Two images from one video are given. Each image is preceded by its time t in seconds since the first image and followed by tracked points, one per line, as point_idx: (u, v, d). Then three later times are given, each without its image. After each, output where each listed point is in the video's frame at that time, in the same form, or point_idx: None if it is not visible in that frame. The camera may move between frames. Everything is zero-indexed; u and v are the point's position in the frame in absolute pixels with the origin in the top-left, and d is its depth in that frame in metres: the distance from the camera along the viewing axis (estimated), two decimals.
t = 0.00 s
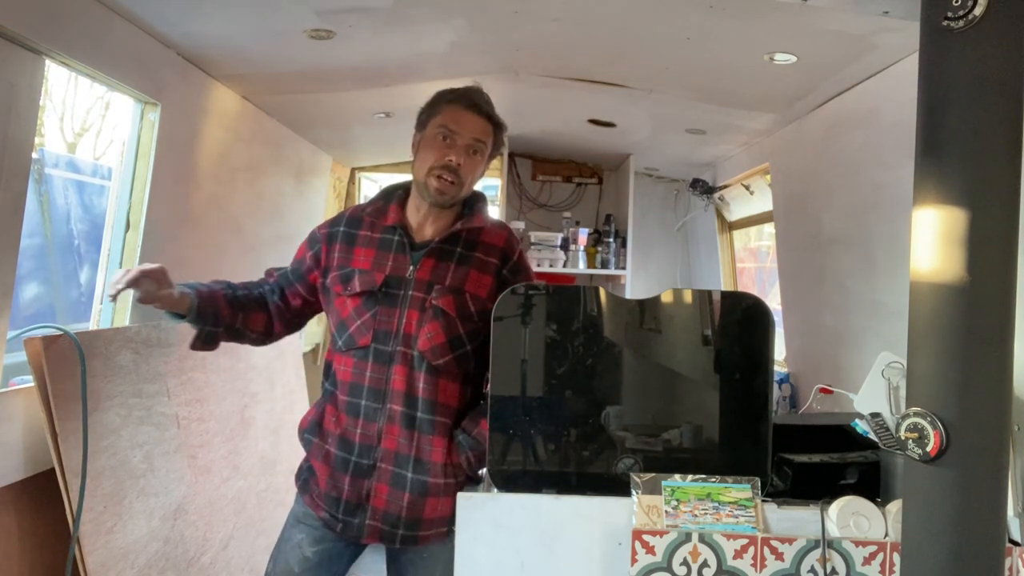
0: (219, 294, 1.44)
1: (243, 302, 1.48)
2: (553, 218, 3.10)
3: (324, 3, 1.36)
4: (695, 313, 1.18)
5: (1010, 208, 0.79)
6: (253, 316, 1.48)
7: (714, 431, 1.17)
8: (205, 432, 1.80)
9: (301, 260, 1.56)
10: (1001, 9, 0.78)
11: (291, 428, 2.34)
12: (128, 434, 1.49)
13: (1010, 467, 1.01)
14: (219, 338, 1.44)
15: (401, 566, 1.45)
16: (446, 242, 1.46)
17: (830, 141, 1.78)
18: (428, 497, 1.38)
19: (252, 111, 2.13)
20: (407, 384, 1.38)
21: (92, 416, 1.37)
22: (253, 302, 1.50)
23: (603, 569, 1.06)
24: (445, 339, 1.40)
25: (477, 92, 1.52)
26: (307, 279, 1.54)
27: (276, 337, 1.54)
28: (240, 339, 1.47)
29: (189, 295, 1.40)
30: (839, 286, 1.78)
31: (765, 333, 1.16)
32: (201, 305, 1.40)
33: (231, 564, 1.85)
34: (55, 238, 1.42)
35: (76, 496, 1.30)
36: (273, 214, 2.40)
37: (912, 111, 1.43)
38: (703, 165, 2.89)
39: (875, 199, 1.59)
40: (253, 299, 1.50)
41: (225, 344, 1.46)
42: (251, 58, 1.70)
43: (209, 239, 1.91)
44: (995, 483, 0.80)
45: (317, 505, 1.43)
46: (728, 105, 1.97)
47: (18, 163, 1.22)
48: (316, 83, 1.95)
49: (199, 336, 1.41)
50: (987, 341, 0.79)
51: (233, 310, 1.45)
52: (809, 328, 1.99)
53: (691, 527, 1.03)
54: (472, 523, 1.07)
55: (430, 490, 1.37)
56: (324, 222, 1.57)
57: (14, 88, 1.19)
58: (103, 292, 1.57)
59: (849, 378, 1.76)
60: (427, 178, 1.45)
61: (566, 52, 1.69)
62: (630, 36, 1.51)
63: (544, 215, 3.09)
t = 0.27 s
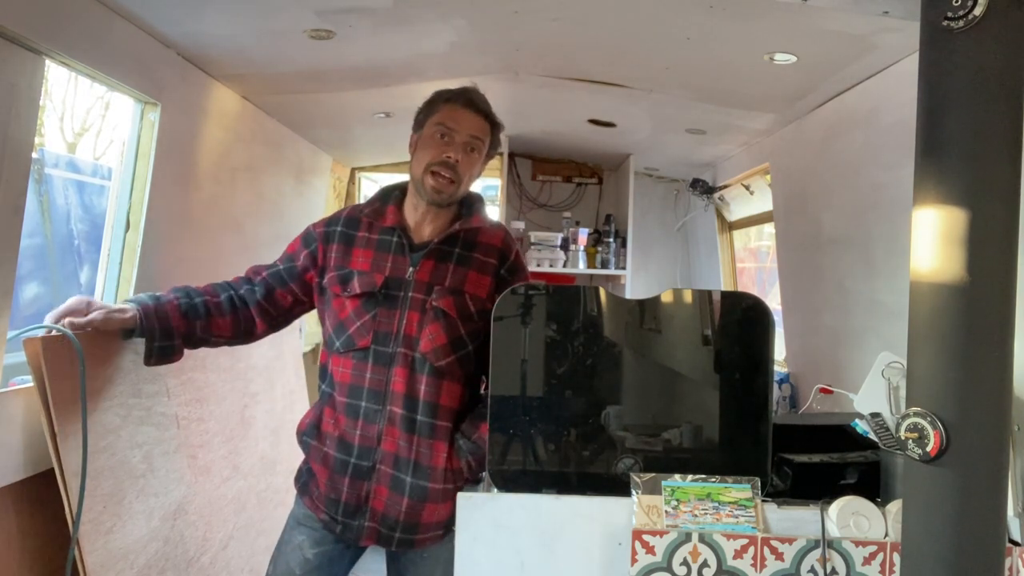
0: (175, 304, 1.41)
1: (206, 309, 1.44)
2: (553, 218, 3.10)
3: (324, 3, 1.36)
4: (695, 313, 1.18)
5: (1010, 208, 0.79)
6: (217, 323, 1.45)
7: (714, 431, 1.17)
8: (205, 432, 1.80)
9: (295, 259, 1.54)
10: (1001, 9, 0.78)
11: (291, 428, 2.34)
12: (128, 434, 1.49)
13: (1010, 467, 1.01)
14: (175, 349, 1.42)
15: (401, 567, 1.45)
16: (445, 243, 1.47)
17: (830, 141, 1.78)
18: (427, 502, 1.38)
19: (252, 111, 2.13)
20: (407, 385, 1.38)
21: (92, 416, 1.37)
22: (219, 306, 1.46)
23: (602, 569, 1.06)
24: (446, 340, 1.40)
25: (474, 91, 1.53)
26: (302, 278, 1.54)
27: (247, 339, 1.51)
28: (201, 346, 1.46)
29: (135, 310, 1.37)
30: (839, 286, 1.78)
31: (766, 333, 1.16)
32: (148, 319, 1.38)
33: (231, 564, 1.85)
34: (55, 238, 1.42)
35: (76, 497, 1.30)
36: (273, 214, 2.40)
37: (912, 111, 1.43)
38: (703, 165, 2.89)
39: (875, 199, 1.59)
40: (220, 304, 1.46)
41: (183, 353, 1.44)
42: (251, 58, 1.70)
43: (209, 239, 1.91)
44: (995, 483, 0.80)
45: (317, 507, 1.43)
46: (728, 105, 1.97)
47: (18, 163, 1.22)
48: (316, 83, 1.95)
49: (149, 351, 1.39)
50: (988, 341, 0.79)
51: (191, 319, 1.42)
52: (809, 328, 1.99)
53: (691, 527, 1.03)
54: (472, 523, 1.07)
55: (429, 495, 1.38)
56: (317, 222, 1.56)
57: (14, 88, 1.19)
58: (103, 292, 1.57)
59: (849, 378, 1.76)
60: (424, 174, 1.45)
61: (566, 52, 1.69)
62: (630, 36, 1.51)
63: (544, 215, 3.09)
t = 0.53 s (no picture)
0: (168, 300, 1.41)
1: (200, 307, 1.43)
2: (553, 218, 3.10)
3: (324, 3, 1.36)
4: (695, 313, 1.18)
5: (1009, 209, 0.79)
6: (210, 321, 1.44)
7: (714, 431, 1.17)
8: (205, 432, 1.80)
9: (291, 260, 1.54)
10: (1001, 9, 0.78)
11: (291, 428, 2.34)
12: (128, 434, 1.49)
13: (1010, 467, 1.01)
14: (166, 346, 1.41)
15: (401, 568, 1.45)
16: (442, 245, 1.47)
17: (830, 141, 1.78)
18: (426, 505, 1.38)
19: (252, 111, 2.13)
20: (405, 387, 1.38)
21: (92, 416, 1.37)
22: (213, 305, 1.45)
23: (603, 569, 1.06)
24: (445, 342, 1.40)
25: (468, 91, 1.53)
26: (298, 279, 1.54)
27: (241, 340, 1.50)
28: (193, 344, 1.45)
29: (128, 305, 1.37)
30: (839, 286, 1.78)
31: (765, 333, 1.16)
32: (140, 314, 1.37)
33: (231, 565, 1.85)
34: (55, 238, 1.42)
35: (76, 497, 1.30)
36: (273, 214, 2.40)
37: (912, 111, 1.43)
38: (703, 165, 2.89)
39: (875, 199, 1.59)
40: (214, 303, 1.46)
41: (176, 350, 1.44)
42: (251, 58, 1.70)
43: (209, 239, 1.91)
44: (995, 483, 0.80)
45: (317, 510, 1.43)
46: (728, 105, 1.97)
47: (18, 163, 1.22)
48: (316, 83, 1.95)
49: (139, 347, 1.38)
50: (987, 341, 0.79)
51: (184, 317, 1.41)
52: (809, 328, 1.99)
53: (691, 527, 1.03)
54: (472, 523, 1.07)
55: (428, 498, 1.38)
56: (313, 222, 1.56)
57: (14, 88, 1.19)
58: (103, 292, 1.57)
59: (849, 378, 1.76)
60: (421, 176, 1.45)
61: (566, 52, 1.69)
62: (630, 36, 1.51)
63: (544, 215, 3.09)
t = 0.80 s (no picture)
0: (167, 300, 1.41)
1: (199, 307, 1.43)
2: (553, 218, 3.10)
3: (324, 3, 1.36)
4: (695, 313, 1.18)
5: (1009, 209, 0.79)
6: (209, 321, 1.44)
7: (714, 431, 1.17)
8: (205, 432, 1.80)
9: (290, 260, 1.54)
10: (1001, 9, 0.78)
11: (291, 428, 2.34)
12: (128, 434, 1.49)
13: (1010, 467, 1.01)
14: (165, 346, 1.41)
15: (401, 568, 1.45)
16: (442, 247, 1.46)
17: (830, 141, 1.78)
18: (424, 507, 1.38)
19: (252, 111, 2.13)
20: (404, 389, 1.38)
21: (92, 416, 1.37)
22: (212, 305, 1.45)
23: (603, 569, 1.06)
24: (443, 344, 1.41)
25: (469, 94, 1.53)
26: (297, 279, 1.54)
27: (239, 340, 1.51)
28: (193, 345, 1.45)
29: (128, 305, 1.37)
30: (839, 286, 1.78)
31: (765, 333, 1.16)
32: (139, 314, 1.37)
33: (231, 565, 1.85)
34: (55, 238, 1.42)
35: (76, 496, 1.30)
36: (273, 214, 2.40)
37: (912, 111, 1.43)
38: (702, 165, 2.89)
39: (875, 199, 1.59)
40: (213, 303, 1.46)
41: (174, 350, 1.44)
42: (251, 58, 1.70)
43: (209, 239, 1.91)
44: (995, 483, 0.80)
45: (316, 510, 1.43)
46: (729, 105, 1.97)
47: (18, 163, 1.22)
48: (316, 82, 1.95)
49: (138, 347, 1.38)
50: (988, 341, 0.79)
51: (183, 317, 1.41)
52: (809, 328, 1.99)
53: (691, 527, 1.03)
54: (472, 523, 1.07)
55: (426, 500, 1.38)
56: (312, 221, 1.56)
57: (14, 87, 1.19)
58: (103, 292, 1.57)
59: (849, 378, 1.76)
60: (421, 178, 1.45)
61: (566, 52, 1.69)
62: (630, 36, 1.51)
63: (544, 215, 3.09)
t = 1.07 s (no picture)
0: (167, 300, 1.41)
1: (199, 307, 1.43)
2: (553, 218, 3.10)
3: (324, 3, 1.36)
4: (695, 313, 1.18)
5: (1009, 209, 0.79)
6: (209, 322, 1.44)
7: (714, 431, 1.17)
8: (205, 432, 1.80)
9: (290, 260, 1.54)
10: (1001, 9, 0.78)
11: (291, 428, 2.34)
12: (128, 434, 1.49)
13: (1011, 468, 1.01)
14: (165, 347, 1.41)
15: (400, 568, 1.45)
16: (441, 248, 1.46)
17: (830, 141, 1.78)
18: (423, 508, 1.38)
19: (252, 111, 2.13)
20: (403, 389, 1.38)
21: (92, 416, 1.37)
22: (213, 305, 1.45)
23: (603, 569, 1.06)
24: (442, 345, 1.40)
25: (467, 93, 1.53)
26: (297, 279, 1.53)
27: (240, 341, 1.51)
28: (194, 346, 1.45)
29: (128, 306, 1.37)
30: (839, 286, 1.78)
31: (765, 333, 1.16)
32: (140, 315, 1.37)
33: (231, 564, 1.85)
34: (55, 238, 1.42)
35: (76, 497, 1.30)
36: (273, 214, 2.40)
37: (912, 111, 1.43)
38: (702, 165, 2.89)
39: (875, 199, 1.58)
40: (214, 304, 1.46)
41: (174, 351, 1.44)
42: (251, 58, 1.70)
43: (209, 239, 1.91)
44: (994, 484, 0.80)
45: (316, 509, 1.43)
46: (729, 105, 1.97)
47: (18, 162, 1.22)
48: (316, 83, 1.95)
49: (138, 347, 1.38)
50: (987, 342, 0.79)
51: (183, 317, 1.41)
52: (809, 328, 1.99)
53: (691, 527, 1.03)
54: (472, 523, 1.07)
55: (425, 501, 1.38)
56: (312, 221, 1.56)
57: (14, 87, 1.19)
58: (103, 291, 1.57)
59: (849, 378, 1.76)
60: (419, 179, 1.45)
61: (566, 52, 1.69)
62: (630, 36, 1.51)
63: (544, 215, 3.09)
